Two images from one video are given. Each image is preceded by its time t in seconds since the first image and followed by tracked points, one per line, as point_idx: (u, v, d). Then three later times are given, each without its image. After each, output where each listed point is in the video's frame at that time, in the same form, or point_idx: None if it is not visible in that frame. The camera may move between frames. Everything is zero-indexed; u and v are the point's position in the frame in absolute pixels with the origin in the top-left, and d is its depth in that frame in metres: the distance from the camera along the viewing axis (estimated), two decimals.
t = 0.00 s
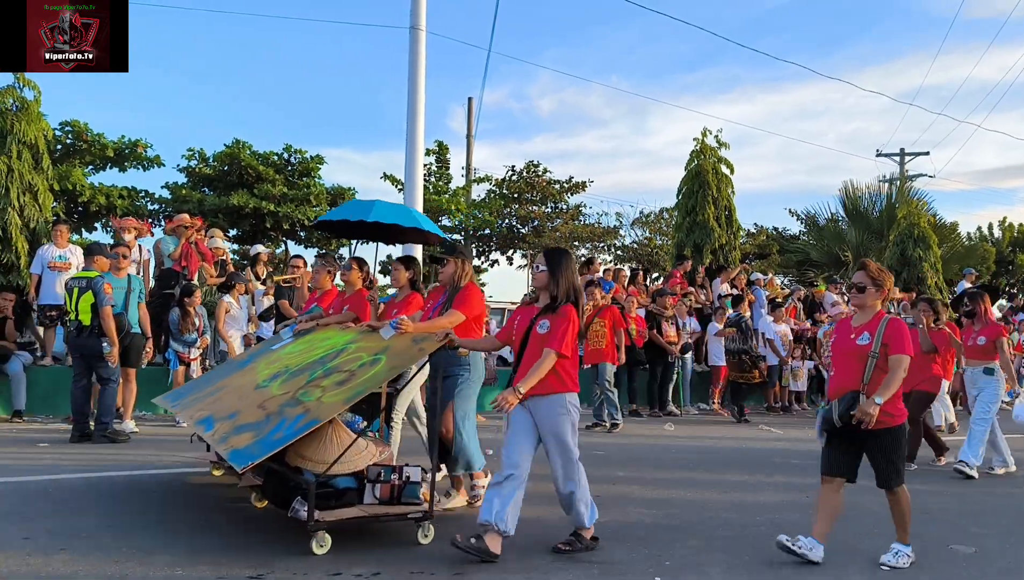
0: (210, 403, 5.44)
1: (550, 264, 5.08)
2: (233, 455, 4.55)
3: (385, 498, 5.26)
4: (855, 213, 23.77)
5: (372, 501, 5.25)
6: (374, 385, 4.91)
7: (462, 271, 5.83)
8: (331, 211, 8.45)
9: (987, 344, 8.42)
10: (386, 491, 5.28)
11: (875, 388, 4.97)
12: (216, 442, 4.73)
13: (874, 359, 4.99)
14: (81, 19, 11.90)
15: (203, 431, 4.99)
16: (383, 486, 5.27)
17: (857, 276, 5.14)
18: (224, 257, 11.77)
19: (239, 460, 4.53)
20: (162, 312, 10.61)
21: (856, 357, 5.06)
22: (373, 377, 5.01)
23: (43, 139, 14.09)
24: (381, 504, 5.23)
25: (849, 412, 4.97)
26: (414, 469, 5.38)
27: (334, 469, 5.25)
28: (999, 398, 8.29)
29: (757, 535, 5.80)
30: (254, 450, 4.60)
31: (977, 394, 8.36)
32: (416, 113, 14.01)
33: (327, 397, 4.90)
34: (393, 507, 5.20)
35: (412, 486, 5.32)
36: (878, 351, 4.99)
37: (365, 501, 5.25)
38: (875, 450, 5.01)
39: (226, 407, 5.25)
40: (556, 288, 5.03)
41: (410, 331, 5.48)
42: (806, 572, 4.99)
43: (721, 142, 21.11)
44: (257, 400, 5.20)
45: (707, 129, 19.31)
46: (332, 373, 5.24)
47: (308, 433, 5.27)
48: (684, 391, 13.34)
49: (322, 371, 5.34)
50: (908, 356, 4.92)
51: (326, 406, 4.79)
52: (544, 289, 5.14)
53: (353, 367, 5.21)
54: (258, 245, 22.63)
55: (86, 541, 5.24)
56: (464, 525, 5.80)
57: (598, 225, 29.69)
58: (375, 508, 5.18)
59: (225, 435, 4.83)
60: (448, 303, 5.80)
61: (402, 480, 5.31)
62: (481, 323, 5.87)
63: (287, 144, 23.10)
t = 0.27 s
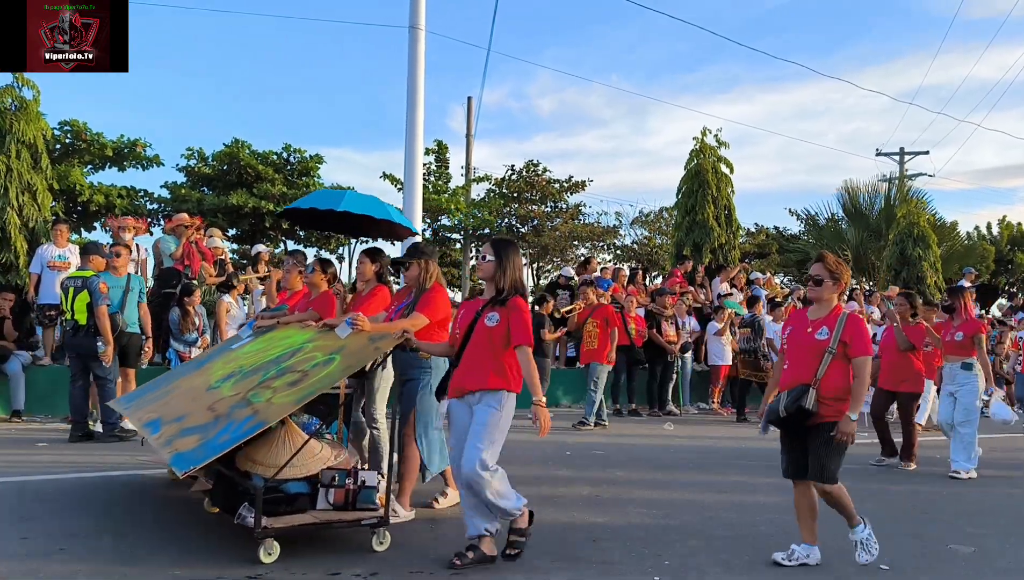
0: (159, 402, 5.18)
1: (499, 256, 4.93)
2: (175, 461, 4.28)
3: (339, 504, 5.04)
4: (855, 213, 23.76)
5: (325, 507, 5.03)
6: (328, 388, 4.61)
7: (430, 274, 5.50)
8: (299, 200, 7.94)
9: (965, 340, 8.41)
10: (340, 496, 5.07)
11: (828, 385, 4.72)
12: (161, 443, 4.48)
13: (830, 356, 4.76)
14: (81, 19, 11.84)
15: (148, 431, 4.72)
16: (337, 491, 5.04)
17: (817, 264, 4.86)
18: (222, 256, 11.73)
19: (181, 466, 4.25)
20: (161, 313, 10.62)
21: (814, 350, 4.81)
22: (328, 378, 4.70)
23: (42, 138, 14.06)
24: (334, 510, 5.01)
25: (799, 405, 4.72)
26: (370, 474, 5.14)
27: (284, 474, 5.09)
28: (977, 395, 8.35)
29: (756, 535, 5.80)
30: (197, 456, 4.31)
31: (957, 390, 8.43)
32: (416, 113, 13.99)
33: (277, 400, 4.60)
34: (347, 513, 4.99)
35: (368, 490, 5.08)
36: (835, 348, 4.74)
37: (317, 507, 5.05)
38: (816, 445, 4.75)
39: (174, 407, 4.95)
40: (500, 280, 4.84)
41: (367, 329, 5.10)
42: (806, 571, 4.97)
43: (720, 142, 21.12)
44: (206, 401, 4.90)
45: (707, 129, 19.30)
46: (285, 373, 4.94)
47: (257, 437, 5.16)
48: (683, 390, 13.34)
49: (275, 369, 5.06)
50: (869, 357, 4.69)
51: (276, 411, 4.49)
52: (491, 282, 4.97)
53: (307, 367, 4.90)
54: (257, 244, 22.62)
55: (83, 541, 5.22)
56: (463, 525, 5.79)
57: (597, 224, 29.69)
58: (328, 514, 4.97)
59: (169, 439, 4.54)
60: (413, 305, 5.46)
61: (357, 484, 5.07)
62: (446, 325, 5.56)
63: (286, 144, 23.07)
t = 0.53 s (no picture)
0: (109, 402, 5.00)
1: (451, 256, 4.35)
2: (117, 466, 4.10)
3: (293, 509, 4.91)
4: (854, 212, 23.76)
5: (279, 512, 4.90)
6: (280, 388, 4.40)
7: (392, 265, 5.40)
8: (257, 198, 7.88)
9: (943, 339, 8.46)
10: (296, 500, 4.94)
11: (796, 388, 4.64)
12: (105, 448, 4.30)
13: (797, 358, 4.67)
14: (81, 19, 11.83)
15: (95, 435, 4.54)
16: (292, 495, 4.91)
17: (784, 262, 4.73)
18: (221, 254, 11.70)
19: (123, 471, 4.07)
20: (160, 311, 10.62)
21: (780, 351, 4.70)
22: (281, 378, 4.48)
23: (42, 137, 14.05)
24: (289, 515, 4.88)
25: (770, 411, 4.60)
26: (326, 478, 5.04)
27: (235, 477, 5.00)
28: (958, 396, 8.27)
29: (755, 534, 5.79)
30: (141, 461, 4.12)
31: (938, 392, 8.33)
32: (416, 112, 13.99)
33: (227, 401, 4.39)
34: (303, 517, 4.86)
35: (324, 495, 4.98)
36: (803, 350, 4.66)
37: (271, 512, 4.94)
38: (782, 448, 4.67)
39: (125, 409, 4.75)
40: (451, 281, 4.32)
41: (325, 326, 4.81)
42: (807, 571, 4.97)
43: (720, 140, 21.12)
44: (157, 403, 4.70)
45: (707, 128, 19.28)
46: (239, 372, 4.73)
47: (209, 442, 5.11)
48: (684, 389, 13.34)
49: (229, 367, 4.86)
50: (839, 357, 4.66)
51: (225, 412, 4.29)
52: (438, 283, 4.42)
53: (262, 366, 4.69)
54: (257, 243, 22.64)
55: (83, 541, 5.21)
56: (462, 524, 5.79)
57: (597, 223, 29.68)
58: (282, 518, 4.84)
59: (115, 443, 4.35)
60: (378, 298, 5.28)
61: (313, 488, 4.96)
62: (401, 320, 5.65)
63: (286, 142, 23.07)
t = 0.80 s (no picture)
0: (60, 406, 4.83)
1: (392, 247, 4.24)
2: (61, 469, 3.92)
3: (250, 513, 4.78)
4: (855, 211, 23.75)
5: (234, 517, 4.76)
6: (235, 390, 4.25)
7: (347, 264, 5.36)
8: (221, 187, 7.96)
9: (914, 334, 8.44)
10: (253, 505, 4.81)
11: (764, 381, 4.46)
12: (51, 452, 4.12)
13: (765, 347, 4.48)
14: (81, 19, 11.84)
15: (43, 439, 4.37)
16: (249, 499, 4.78)
17: (749, 253, 4.58)
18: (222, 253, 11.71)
19: (67, 474, 3.89)
20: (160, 310, 10.62)
21: (746, 342, 4.52)
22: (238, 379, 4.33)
23: (42, 137, 14.05)
24: (245, 520, 4.75)
25: (739, 401, 4.40)
26: (285, 480, 4.91)
27: (190, 480, 4.72)
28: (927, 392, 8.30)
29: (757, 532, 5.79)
30: (86, 464, 3.95)
31: (908, 388, 8.35)
32: (416, 111, 14.00)
33: (179, 402, 4.24)
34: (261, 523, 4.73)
35: (281, 498, 4.85)
36: (769, 340, 4.48)
37: (227, 517, 4.77)
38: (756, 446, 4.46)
39: (76, 412, 4.59)
40: (396, 276, 4.20)
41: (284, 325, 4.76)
42: (808, 570, 4.97)
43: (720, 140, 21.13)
44: (108, 405, 4.54)
45: (707, 127, 19.28)
46: (194, 372, 4.58)
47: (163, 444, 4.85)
48: (684, 388, 13.35)
49: (185, 368, 4.70)
50: (805, 347, 4.45)
51: (177, 413, 4.14)
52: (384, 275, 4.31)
53: (217, 367, 4.55)
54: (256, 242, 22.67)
55: (84, 539, 5.20)
56: (464, 523, 5.80)
57: (597, 223, 29.68)
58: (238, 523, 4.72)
59: (62, 447, 4.18)
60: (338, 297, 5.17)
61: (271, 492, 4.84)
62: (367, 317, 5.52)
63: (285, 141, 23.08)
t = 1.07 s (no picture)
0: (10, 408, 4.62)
1: (328, 244, 4.14)
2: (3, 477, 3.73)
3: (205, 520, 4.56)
4: (855, 212, 23.70)
5: (188, 524, 4.54)
6: (188, 391, 4.05)
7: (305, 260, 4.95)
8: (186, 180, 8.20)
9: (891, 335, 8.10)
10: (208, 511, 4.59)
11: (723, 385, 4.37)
12: None
13: (724, 350, 4.39)
14: (82, 19, 11.86)
15: None
16: (203, 505, 4.56)
17: (711, 254, 4.48)
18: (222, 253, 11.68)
19: (8, 482, 3.70)
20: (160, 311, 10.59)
21: (706, 346, 4.44)
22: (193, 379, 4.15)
23: (42, 137, 14.04)
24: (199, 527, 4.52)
25: (700, 406, 4.30)
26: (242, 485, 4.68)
27: (141, 485, 4.61)
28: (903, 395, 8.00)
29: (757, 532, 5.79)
30: (29, 472, 3.75)
31: (882, 390, 8.05)
32: (416, 111, 14.00)
33: (129, 404, 4.04)
34: (213, 529, 4.50)
35: (238, 504, 4.62)
36: (728, 343, 4.39)
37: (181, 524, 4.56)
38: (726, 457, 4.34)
39: (25, 415, 4.38)
40: (329, 270, 4.13)
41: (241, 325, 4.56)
42: (809, 571, 4.96)
43: (720, 141, 21.12)
44: (57, 407, 4.33)
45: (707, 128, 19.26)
46: (147, 372, 4.37)
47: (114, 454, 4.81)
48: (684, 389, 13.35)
49: (138, 368, 4.49)
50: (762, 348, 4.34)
51: (127, 417, 3.94)
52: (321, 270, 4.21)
53: (170, 367, 4.33)
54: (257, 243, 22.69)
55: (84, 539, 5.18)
56: (463, 523, 5.80)
57: (597, 223, 29.65)
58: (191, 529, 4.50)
59: (6, 451, 3.99)
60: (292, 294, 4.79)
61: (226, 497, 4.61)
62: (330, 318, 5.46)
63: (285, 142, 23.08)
